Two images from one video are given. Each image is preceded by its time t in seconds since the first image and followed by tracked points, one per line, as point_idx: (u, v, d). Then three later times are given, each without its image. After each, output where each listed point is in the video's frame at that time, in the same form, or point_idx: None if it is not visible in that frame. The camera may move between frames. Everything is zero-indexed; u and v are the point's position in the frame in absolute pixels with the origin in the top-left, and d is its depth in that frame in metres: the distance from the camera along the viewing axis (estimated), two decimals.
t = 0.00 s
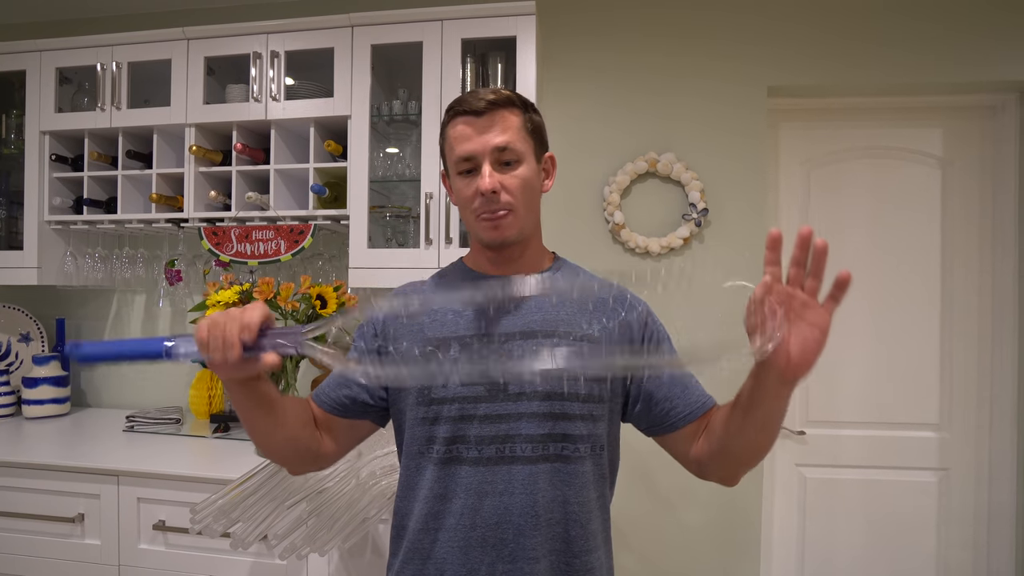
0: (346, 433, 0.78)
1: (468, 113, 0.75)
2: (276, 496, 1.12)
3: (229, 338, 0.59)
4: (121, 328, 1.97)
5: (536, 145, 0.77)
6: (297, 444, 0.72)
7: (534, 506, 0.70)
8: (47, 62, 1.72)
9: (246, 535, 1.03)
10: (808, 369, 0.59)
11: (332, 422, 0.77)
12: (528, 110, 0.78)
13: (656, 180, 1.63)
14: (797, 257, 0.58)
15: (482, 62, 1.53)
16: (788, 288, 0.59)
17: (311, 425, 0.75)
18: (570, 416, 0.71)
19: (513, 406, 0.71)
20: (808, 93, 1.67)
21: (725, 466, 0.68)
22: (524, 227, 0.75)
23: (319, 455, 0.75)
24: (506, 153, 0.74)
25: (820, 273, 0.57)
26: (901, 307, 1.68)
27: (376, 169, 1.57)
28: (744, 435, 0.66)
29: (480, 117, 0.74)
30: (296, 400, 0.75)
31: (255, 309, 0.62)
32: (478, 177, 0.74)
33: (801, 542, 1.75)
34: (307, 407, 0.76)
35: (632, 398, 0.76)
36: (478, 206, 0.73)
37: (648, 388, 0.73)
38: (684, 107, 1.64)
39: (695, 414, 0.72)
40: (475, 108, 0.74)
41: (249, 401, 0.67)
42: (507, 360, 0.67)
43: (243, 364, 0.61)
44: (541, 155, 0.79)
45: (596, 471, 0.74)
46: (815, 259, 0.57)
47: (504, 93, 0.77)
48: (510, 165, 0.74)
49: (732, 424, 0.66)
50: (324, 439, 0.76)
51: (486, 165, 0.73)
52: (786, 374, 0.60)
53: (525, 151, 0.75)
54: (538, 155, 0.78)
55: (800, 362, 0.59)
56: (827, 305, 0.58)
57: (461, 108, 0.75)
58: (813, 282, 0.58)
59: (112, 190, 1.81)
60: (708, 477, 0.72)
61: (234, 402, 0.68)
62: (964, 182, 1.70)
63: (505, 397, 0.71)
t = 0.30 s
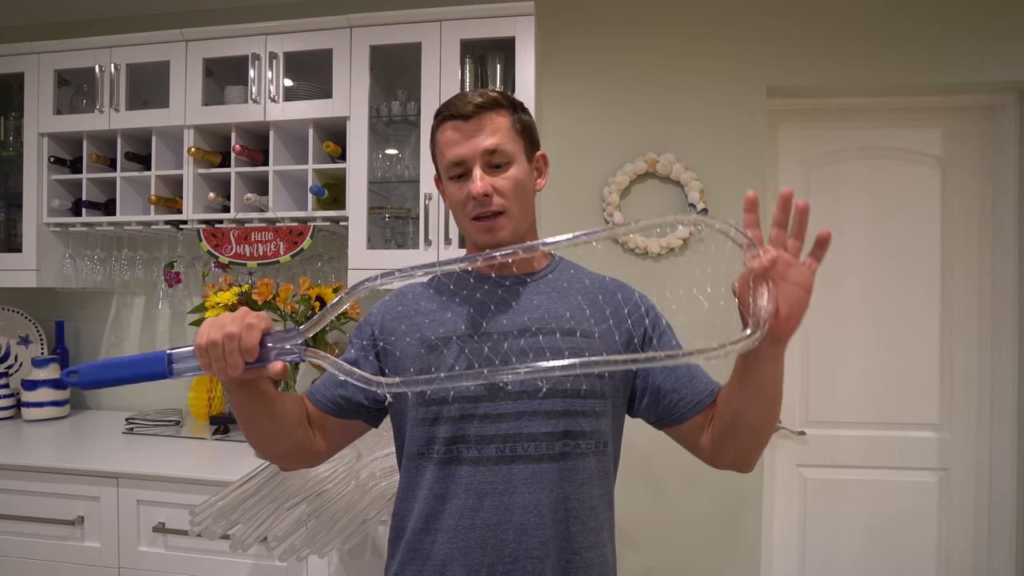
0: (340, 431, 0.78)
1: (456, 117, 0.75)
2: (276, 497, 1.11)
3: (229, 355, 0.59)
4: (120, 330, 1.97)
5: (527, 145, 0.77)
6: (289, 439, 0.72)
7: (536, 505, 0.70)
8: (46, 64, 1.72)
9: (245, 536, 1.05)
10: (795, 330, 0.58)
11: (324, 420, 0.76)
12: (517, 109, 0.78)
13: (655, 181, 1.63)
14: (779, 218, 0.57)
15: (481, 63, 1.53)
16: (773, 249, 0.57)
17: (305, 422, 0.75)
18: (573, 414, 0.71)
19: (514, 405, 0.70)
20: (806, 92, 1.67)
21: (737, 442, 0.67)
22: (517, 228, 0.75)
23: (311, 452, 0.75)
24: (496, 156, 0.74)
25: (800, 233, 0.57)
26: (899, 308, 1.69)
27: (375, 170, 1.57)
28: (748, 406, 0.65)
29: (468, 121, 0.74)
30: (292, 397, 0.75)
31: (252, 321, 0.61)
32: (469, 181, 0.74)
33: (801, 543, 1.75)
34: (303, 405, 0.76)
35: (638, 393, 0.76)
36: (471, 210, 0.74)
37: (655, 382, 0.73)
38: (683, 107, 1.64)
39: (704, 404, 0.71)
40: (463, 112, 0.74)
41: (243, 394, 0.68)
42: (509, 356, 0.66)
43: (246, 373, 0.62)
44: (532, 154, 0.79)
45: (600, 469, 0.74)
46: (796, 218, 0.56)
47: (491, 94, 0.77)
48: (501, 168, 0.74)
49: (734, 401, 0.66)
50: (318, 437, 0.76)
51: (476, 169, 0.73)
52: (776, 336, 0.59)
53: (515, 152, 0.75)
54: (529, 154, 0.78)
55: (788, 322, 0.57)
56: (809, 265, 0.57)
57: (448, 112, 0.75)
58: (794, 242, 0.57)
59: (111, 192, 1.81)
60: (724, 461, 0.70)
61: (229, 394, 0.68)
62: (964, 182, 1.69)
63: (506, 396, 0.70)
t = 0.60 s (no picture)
0: (337, 428, 0.78)
1: (449, 117, 0.75)
2: (276, 498, 1.11)
3: (229, 345, 0.59)
4: (120, 330, 1.97)
5: (521, 142, 0.77)
6: (288, 435, 0.72)
7: (535, 506, 0.70)
8: (46, 65, 1.72)
9: (244, 537, 1.05)
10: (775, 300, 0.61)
11: (323, 416, 0.77)
12: (510, 107, 0.78)
13: (655, 181, 1.63)
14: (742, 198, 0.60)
15: (480, 63, 1.53)
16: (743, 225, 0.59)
17: (304, 415, 0.75)
18: (573, 414, 0.71)
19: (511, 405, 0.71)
20: (805, 92, 1.67)
21: (740, 432, 0.67)
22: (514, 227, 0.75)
23: (310, 448, 0.75)
24: (491, 154, 0.74)
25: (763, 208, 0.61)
26: (899, 308, 1.69)
27: (375, 170, 1.57)
28: (747, 392, 0.66)
29: (461, 120, 0.74)
30: (292, 391, 0.75)
31: (250, 310, 0.61)
32: (464, 181, 0.74)
33: (801, 543, 1.75)
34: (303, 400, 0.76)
35: (640, 392, 0.75)
36: (467, 210, 0.74)
37: (659, 380, 0.72)
38: (683, 107, 1.64)
39: (705, 399, 0.71)
40: (456, 112, 0.74)
41: (243, 386, 0.68)
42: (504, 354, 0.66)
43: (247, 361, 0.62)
44: (528, 152, 0.79)
45: (600, 470, 0.73)
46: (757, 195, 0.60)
47: (484, 92, 0.76)
48: (496, 166, 0.74)
49: (733, 392, 0.67)
50: (316, 433, 0.76)
51: (471, 169, 0.73)
52: (759, 308, 0.61)
53: (511, 150, 0.75)
54: (525, 152, 0.78)
55: (767, 291, 0.60)
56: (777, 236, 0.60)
57: (441, 112, 0.75)
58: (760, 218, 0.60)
59: (111, 192, 1.81)
60: (730, 454, 0.70)
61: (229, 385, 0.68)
62: (964, 181, 1.69)
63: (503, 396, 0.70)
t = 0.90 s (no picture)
0: (341, 429, 0.78)
1: (448, 117, 0.74)
2: (276, 497, 1.11)
3: (233, 339, 0.58)
4: (120, 330, 1.97)
5: (522, 142, 0.77)
6: (292, 434, 0.72)
7: (535, 508, 0.70)
8: (45, 64, 1.72)
9: (244, 536, 1.04)
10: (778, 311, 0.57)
11: (326, 416, 0.77)
12: (510, 106, 0.78)
13: (655, 180, 1.63)
14: (733, 208, 0.58)
15: (480, 62, 1.52)
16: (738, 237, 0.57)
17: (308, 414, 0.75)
18: (572, 416, 0.71)
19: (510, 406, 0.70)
20: (806, 91, 1.67)
21: (738, 438, 0.67)
22: (515, 229, 0.75)
23: (314, 447, 0.75)
24: (491, 155, 0.73)
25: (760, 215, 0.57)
26: (899, 307, 1.69)
27: (375, 170, 1.57)
28: (747, 399, 0.65)
29: (461, 121, 0.74)
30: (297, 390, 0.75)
31: (255, 306, 0.60)
32: (465, 182, 0.74)
33: (801, 542, 1.75)
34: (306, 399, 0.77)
35: (639, 395, 0.75)
36: (467, 212, 0.74)
37: (658, 385, 0.72)
38: (683, 106, 1.64)
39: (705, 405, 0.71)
40: (455, 112, 0.74)
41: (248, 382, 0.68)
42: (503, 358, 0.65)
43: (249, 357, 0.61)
44: (528, 151, 0.79)
45: (600, 471, 0.73)
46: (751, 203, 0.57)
47: (483, 92, 0.76)
48: (496, 167, 0.74)
49: (731, 399, 0.67)
50: (320, 433, 0.76)
51: (471, 171, 0.73)
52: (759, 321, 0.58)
53: (511, 150, 0.75)
54: (525, 151, 0.78)
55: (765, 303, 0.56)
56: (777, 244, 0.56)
57: (441, 112, 0.75)
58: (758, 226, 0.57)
59: (111, 192, 1.81)
60: (728, 459, 0.70)
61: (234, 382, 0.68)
62: (965, 180, 1.69)
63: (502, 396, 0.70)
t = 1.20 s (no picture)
0: (340, 429, 0.78)
1: (454, 108, 0.75)
2: (276, 496, 1.11)
3: (228, 371, 0.59)
4: (121, 329, 1.97)
5: (527, 135, 0.78)
6: (291, 437, 0.73)
7: (538, 507, 0.70)
8: (46, 62, 1.72)
9: (246, 535, 1.05)
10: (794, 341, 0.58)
11: (325, 416, 0.77)
12: (515, 102, 0.78)
13: (656, 179, 1.63)
14: (778, 227, 0.58)
15: (481, 61, 1.52)
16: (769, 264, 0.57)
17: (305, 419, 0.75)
18: (575, 414, 0.71)
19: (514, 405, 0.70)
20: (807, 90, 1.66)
21: (739, 444, 0.68)
22: (520, 219, 0.75)
23: (312, 447, 0.76)
24: (497, 144, 0.74)
25: (800, 243, 0.57)
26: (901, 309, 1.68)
27: (376, 168, 1.57)
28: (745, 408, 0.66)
29: (467, 112, 0.74)
30: (293, 392, 0.75)
31: (252, 336, 0.60)
32: (471, 170, 0.74)
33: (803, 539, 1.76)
34: (305, 401, 0.76)
35: (641, 393, 0.75)
36: (473, 199, 0.73)
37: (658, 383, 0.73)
38: (684, 105, 1.63)
39: (705, 405, 0.71)
40: (462, 103, 0.75)
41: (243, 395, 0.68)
42: (508, 355, 0.67)
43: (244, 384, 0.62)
44: (532, 146, 0.79)
45: (603, 469, 0.73)
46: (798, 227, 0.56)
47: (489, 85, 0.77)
48: (503, 156, 0.74)
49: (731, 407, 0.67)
50: (319, 434, 0.76)
51: (478, 159, 0.73)
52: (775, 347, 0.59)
53: (516, 141, 0.75)
54: (529, 145, 0.78)
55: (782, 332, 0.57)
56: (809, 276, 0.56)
57: (447, 104, 0.76)
58: (794, 252, 0.57)
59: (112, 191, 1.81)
60: (728, 463, 0.71)
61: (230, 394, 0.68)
62: (968, 180, 1.68)
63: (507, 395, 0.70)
